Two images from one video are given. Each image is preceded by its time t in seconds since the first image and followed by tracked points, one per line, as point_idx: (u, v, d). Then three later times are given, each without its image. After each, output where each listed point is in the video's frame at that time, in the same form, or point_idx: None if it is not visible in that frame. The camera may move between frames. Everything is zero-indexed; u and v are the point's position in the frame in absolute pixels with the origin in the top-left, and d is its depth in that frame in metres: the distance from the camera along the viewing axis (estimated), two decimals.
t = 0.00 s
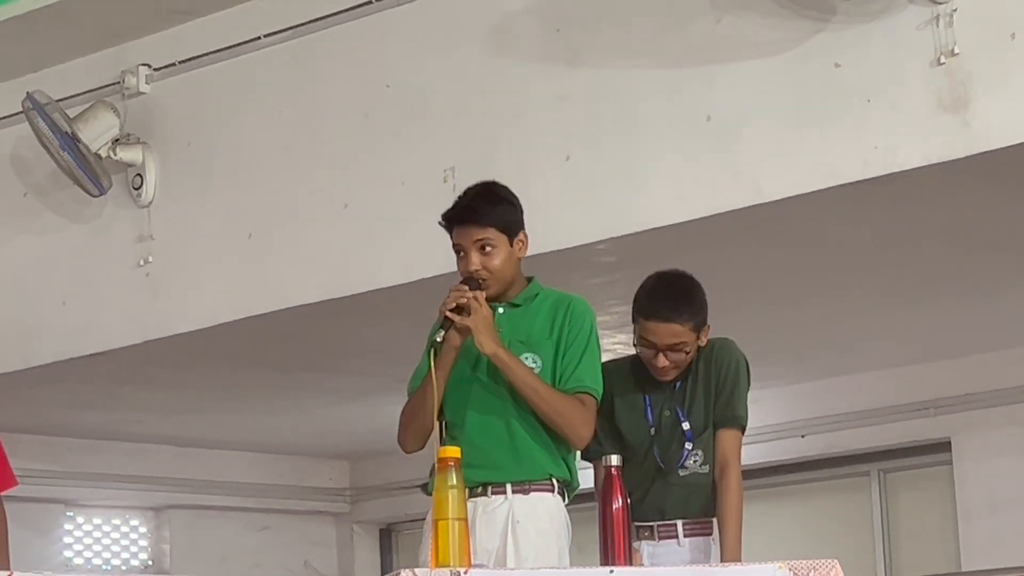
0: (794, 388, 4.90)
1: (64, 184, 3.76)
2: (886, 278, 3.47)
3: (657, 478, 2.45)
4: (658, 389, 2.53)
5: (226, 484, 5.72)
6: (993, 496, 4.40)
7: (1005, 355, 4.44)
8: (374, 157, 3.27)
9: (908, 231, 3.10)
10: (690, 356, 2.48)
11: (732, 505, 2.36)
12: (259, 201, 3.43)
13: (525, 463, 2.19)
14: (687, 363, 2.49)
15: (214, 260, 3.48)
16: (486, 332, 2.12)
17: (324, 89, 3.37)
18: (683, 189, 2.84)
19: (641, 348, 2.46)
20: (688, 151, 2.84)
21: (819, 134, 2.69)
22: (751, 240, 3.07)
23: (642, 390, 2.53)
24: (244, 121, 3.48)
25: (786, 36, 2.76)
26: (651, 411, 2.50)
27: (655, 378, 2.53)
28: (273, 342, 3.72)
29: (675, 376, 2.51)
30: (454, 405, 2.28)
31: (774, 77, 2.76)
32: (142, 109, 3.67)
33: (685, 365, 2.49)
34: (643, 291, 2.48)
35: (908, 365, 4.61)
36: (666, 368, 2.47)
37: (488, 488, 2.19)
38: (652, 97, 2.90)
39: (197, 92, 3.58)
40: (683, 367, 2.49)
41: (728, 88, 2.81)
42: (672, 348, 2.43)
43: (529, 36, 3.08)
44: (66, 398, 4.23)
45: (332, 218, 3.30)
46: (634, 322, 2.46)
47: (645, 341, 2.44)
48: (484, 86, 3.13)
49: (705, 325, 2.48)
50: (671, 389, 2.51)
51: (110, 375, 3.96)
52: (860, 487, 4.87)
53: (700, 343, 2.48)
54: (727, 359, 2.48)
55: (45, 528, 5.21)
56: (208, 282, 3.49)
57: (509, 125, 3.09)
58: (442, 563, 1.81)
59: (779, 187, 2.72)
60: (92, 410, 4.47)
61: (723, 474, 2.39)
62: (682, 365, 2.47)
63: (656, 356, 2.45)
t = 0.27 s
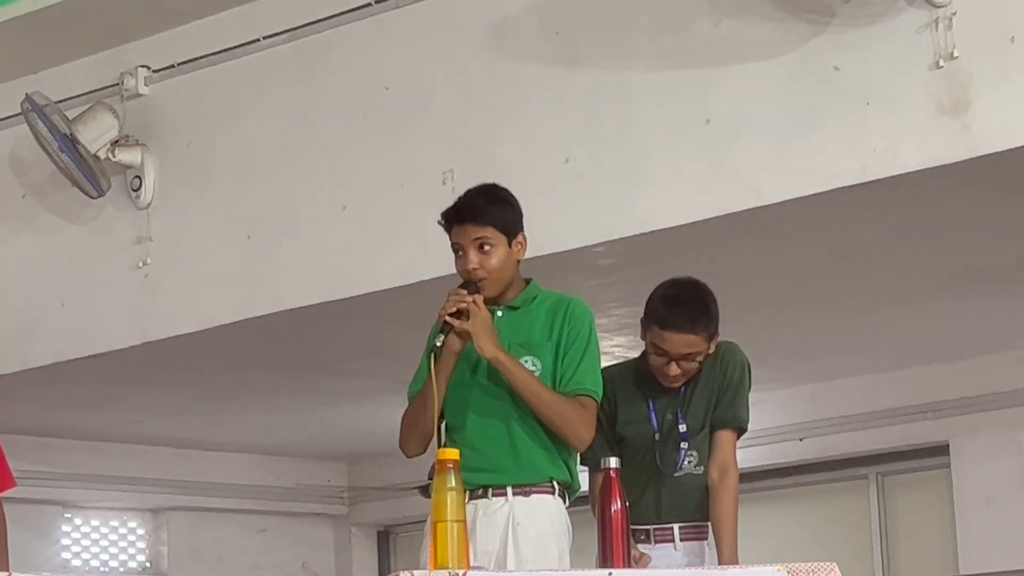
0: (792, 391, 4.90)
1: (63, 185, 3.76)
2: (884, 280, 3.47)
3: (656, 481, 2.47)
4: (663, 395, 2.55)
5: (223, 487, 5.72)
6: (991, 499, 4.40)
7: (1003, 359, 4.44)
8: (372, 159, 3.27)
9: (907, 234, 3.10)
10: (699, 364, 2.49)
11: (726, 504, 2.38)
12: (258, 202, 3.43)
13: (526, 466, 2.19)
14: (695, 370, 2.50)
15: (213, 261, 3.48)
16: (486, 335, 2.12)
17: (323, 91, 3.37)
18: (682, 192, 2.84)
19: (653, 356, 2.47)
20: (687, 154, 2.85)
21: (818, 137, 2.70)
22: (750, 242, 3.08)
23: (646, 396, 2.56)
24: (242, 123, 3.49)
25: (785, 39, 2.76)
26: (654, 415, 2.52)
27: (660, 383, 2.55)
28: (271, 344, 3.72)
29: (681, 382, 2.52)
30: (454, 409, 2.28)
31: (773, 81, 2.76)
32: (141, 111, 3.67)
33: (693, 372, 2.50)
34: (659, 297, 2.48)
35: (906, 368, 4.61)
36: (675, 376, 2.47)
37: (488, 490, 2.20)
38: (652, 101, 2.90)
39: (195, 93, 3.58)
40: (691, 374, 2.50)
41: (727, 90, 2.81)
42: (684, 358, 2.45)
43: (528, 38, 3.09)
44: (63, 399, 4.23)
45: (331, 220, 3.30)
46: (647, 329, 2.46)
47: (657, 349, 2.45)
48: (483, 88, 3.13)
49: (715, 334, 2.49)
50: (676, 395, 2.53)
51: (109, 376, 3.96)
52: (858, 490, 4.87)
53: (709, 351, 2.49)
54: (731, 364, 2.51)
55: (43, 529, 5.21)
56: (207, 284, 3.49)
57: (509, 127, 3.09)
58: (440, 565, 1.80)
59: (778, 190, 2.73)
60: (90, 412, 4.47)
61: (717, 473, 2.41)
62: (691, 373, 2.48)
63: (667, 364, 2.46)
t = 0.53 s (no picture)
0: (788, 395, 4.90)
1: (59, 187, 3.75)
2: (879, 285, 3.47)
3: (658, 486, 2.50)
4: (663, 399, 2.56)
5: (218, 489, 5.71)
6: (986, 504, 4.40)
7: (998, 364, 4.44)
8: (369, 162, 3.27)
9: (903, 238, 3.10)
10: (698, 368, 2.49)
11: (724, 507, 2.41)
12: (254, 205, 3.43)
13: (521, 470, 2.19)
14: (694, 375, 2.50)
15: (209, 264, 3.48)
16: (481, 341, 2.12)
17: (320, 93, 3.37)
18: (678, 195, 2.84)
19: (652, 362, 2.46)
20: (684, 157, 2.85)
21: (814, 141, 2.70)
22: (746, 245, 3.08)
23: (646, 400, 2.57)
24: (239, 125, 3.48)
25: (782, 42, 2.76)
26: (655, 420, 2.53)
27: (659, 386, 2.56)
28: (267, 346, 3.71)
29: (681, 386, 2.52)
30: (450, 414, 2.28)
31: (770, 85, 2.76)
32: (138, 113, 3.67)
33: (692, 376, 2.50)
34: (659, 301, 2.47)
35: (901, 373, 4.61)
36: (674, 382, 2.48)
37: (484, 493, 2.20)
38: (648, 105, 2.90)
39: (192, 95, 3.58)
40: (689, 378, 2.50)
41: (723, 94, 2.81)
42: (682, 365, 2.44)
43: (525, 41, 3.08)
44: (58, 401, 4.22)
45: (327, 223, 3.30)
46: (646, 336, 2.44)
47: (656, 357, 2.44)
48: (479, 92, 3.13)
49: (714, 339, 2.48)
50: (676, 399, 2.54)
51: (104, 378, 3.96)
52: (853, 495, 4.87)
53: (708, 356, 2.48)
54: (731, 366, 2.53)
55: (38, 531, 5.21)
56: (203, 286, 3.48)
57: (505, 131, 3.09)
58: (434, 567, 1.80)
59: (774, 194, 2.73)
60: (85, 414, 4.47)
61: (717, 477, 2.44)
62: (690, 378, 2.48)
63: (666, 371, 2.45)
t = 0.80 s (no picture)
0: (783, 399, 4.90)
1: (54, 188, 3.75)
2: (873, 289, 3.47)
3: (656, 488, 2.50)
4: (661, 400, 2.56)
5: (213, 491, 5.71)
6: (979, 509, 4.40)
7: (992, 368, 4.44)
8: (364, 163, 3.27)
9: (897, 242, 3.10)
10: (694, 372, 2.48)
11: (720, 509, 2.41)
12: (249, 207, 3.43)
13: (515, 472, 2.19)
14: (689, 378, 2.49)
15: (204, 265, 3.48)
16: (475, 342, 2.12)
17: (315, 96, 3.37)
18: (673, 198, 2.85)
19: (648, 364, 2.45)
20: (679, 161, 2.85)
21: (810, 144, 2.70)
22: (740, 249, 3.07)
23: (644, 401, 2.56)
24: (234, 127, 3.48)
25: (776, 46, 2.76)
26: (653, 422, 2.53)
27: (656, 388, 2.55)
28: (261, 348, 3.71)
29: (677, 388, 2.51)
30: (443, 416, 2.27)
31: (765, 89, 2.77)
32: (133, 114, 3.67)
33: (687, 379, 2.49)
34: (657, 303, 2.46)
35: (895, 377, 4.61)
36: (669, 385, 2.47)
37: (477, 495, 2.20)
38: (643, 108, 2.91)
39: (187, 97, 3.58)
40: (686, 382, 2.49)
41: (718, 98, 2.82)
42: (679, 368, 2.43)
43: (520, 44, 3.09)
44: (53, 402, 4.22)
45: (323, 225, 3.30)
46: (643, 338, 2.44)
47: (652, 359, 2.43)
48: (475, 94, 3.13)
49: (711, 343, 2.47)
50: (674, 400, 2.54)
51: (99, 380, 3.96)
52: (848, 499, 4.87)
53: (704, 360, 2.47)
54: (730, 366, 2.53)
55: (32, 532, 5.20)
56: (198, 288, 3.48)
57: (501, 134, 3.09)
58: (428, 570, 1.81)
59: (769, 198, 2.73)
60: (80, 415, 4.47)
61: (713, 478, 2.44)
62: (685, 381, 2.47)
63: (662, 374, 2.44)
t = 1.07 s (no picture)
0: (772, 406, 4.91)
1: (43, 193, 3.75)
2: (862, 297, 3.48)
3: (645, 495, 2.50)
4: (651, 407, 2.55)
5: (203, 496, 5.70)
6: (968, 516, 4.40)
7: (981, 376, 4.44)
8: (354, 169, 3.27)
9: (885, 251, 3.11)
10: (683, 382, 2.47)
11: (707, 516, 2.40)
12: (239, 213, 3.43)
13: (502, 479, 2.19)
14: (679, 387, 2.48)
15: (194, 270, 3.48)
16: (465, 344, 2.12)
17: (306, 102, 3.37)
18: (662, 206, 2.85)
19: (639, 374, 2.46)
20: (668, 168, 2.86)
21: (799, 153, 2.71)
22: (728, 257, 3.08)
23: (633, 409, 2.56)
24: (225, 133, 3.49)
25: (766, 54, 2.77)
26: (642, 429, 2.53)
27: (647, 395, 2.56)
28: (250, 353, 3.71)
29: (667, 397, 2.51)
30: (431, 420, 2.28)
31: (755, 96, 2.77)
32: (124, 119, 3.67)
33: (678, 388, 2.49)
34: (649, 312, 2.45)
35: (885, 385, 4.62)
36: (658, 395, 2.47)
37: (464, 502, 2.20)
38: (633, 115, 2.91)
39: (178, 102, 3.58)
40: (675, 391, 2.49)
41: (708, 106, 2.82)
42: (667, 379, 2.43)
43: (511, 51, 3.09)
44: (42, 407, 4.21)
45: (313, 231, 3.30)
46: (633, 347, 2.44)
47: (641, 368, 2.44)
48: (465, 101, 3.14)
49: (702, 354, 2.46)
50: (664, 407, 2.54)
51: (88, 385, 3.95)
52: (837, 506, 4.87)
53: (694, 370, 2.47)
54: (719, 373, 2.52)
55: (21, 537, 5.19)
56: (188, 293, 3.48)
57: (492, 140, 3.09)
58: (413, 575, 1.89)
59: (758, 205, 2.73)
60: (69, 420, 4.46)
61: (700, 485, 2.43)
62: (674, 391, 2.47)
63: (650, 383, 2.45)
